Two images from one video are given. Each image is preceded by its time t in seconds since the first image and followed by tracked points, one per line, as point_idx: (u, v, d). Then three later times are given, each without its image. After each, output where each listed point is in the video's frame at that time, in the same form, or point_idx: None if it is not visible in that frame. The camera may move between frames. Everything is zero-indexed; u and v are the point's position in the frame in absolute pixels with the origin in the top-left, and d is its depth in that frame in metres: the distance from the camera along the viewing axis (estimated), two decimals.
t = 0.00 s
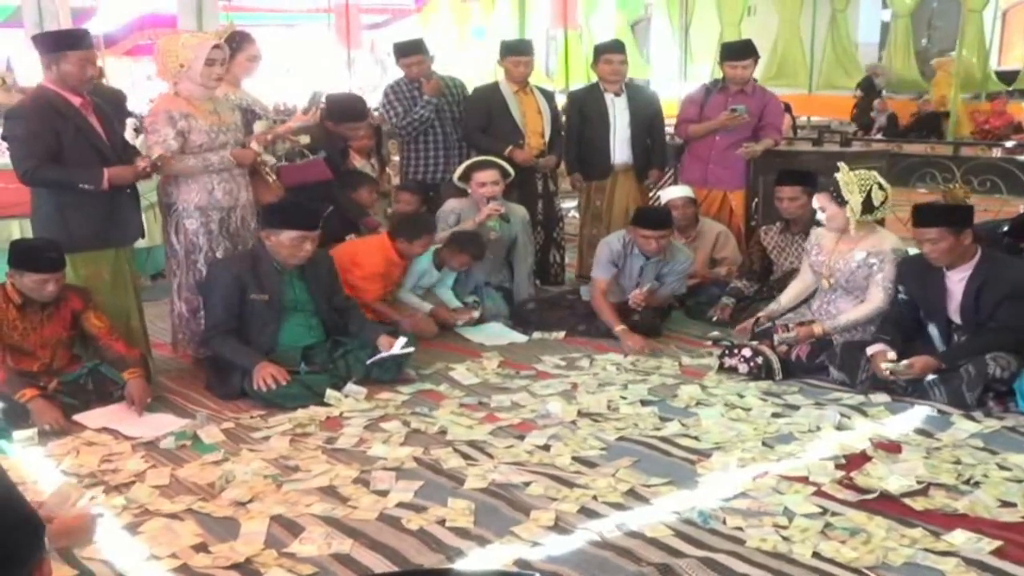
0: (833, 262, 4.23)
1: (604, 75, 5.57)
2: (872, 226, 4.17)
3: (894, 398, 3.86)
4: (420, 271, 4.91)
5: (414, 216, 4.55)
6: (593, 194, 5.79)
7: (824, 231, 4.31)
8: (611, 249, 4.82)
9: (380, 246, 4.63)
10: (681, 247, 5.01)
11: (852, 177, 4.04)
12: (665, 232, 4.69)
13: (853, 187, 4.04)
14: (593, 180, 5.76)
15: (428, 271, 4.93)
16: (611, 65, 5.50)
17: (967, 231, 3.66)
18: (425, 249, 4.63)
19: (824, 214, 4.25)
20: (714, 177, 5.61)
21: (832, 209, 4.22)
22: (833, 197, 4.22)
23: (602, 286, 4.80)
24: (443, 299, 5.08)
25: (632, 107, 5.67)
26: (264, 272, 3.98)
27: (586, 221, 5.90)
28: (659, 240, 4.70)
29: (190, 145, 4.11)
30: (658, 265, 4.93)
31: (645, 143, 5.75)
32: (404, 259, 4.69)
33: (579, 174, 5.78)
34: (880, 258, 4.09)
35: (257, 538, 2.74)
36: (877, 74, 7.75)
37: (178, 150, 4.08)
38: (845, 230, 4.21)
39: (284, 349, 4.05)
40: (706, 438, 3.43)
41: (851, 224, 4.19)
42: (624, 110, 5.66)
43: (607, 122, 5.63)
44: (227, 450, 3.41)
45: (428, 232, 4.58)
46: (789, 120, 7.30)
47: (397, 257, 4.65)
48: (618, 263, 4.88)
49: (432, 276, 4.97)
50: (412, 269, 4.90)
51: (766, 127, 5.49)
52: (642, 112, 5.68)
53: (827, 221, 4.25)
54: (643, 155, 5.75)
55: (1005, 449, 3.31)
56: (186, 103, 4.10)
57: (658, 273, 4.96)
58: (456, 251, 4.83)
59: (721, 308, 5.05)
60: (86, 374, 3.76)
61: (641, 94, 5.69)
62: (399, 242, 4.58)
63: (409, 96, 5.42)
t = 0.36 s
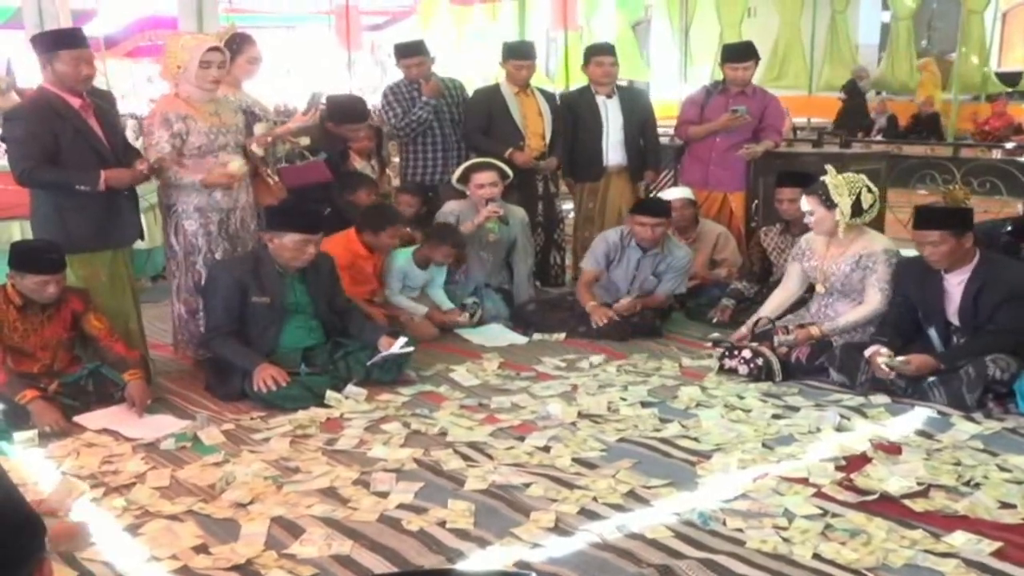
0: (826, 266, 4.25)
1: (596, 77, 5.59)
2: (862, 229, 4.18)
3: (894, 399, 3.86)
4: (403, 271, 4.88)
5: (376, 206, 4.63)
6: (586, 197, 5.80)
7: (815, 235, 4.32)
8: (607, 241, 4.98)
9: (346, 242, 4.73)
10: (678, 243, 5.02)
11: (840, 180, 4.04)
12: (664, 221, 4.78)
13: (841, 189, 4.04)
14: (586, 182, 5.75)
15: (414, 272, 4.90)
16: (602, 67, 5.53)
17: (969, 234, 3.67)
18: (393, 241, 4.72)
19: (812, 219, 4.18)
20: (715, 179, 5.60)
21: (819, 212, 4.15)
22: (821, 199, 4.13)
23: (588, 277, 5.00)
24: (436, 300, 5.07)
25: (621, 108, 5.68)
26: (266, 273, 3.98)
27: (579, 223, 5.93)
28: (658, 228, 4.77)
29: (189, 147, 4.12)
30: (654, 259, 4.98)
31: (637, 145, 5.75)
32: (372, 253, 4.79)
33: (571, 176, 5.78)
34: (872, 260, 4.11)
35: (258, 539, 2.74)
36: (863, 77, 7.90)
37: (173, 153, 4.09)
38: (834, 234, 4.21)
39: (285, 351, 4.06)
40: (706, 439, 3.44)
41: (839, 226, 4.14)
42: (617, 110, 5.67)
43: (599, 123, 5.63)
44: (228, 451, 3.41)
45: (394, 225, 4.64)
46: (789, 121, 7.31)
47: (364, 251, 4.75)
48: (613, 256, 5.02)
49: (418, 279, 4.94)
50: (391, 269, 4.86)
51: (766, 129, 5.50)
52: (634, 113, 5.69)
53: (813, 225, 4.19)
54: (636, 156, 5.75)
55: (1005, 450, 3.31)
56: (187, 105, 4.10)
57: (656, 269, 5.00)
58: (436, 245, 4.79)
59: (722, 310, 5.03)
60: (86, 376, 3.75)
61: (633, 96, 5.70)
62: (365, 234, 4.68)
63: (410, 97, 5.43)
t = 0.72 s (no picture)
0: (820, 269, 4.25)
1: (586, 79, 5.59)
2: (854, 230, 4.20)
3: (894, 400, 3.86)
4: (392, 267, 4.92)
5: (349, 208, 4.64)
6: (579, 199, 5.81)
7: (806, 237, 4.33)
8: (595, 243, 5.03)
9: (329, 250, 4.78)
10: (666, 236, 5.00)
11: (834, 182, 4.08)
12: (649, 212, 4.83)
13: (835, 192, 4.08)
14: (582, 184, 5.76)
15: (402, 267, 4.93)
16: (592, 68, 5.53)
17: (972, 236, 3.67)
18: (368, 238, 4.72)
19: (805, 220, 4.19)
20: (714, 180, 5.60)
21: (812, 213, 4.16)
22: (814, 201, 4.14)
23: (580, 278, 5.10)
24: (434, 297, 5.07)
25: (613, 109, 5.67)
26: (267, 275, 3.98)
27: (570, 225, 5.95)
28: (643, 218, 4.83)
29: (189, 149, 4.13)
30: (644, 253, 4.99)
31: (628, 146, 5.73)
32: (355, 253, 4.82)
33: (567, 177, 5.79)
34: (866, 261, 4.12)
35: (257, 540, 2.74)
36: (846, 80, 7.88)
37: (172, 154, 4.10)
38: (826, 236, 4.22)
39: (285, 352, 4.06)
40: (706, 440, 3.44)
41: (830, 228, 4.16)
42: (606, 112, 5.65)
43: (590, 126, 5.62)
44: (228, 452, 3.41)
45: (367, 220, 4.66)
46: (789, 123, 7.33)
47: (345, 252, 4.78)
48: (604, 258, 5.06)
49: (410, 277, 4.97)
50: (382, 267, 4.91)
51: (765, 130, 5.49)
52: (623, 113, 5.68)
53: (806, 227, 4.21)
54: (626, 158, 5.74)
55: (1004, 452, 3.31)
56: (188, 107, 4.11)
57: (647, 264, 5.00)
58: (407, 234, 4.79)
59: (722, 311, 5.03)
60: (86, 377, 3.76)
61: (622, 98, 5.68)
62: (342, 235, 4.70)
63: (411, 98, 5.45)
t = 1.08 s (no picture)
0: (820, 269, 4.24)
1: (577, 77, 5.56)
2: (854, 230, 4.20)
3: (893, 400, 3.86)
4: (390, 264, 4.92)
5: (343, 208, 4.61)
6: (576, 198, 5.81)
7: (806, 236, 4.32)
8: (580, 242, 5.11)
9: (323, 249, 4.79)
10: (644, 226, 5.02)
11: (841, 181, 4.10)
12: (623, 202, 4.93)
13: (843, 191, 4.08)
14: (580, 184, 5.76)
15: (402, 263, 4.93)
16: (585, 67, 5.50)
17: (975, 233, 3.69)
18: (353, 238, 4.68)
19: (808, 217, 4.18)
20: (714, 179, 5.60)
21: (817, 211, 4.16)
22: (820, 200, 4.14)
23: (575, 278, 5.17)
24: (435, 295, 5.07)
25: (608, 112, 5.66)
26: (267, 275, 3.98)
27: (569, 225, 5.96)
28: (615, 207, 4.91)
29: (192, 151, 4.13)
30: (625, 245, 5.02)
31: (625, 145, 5.73)
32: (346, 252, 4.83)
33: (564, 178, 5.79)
34: (866, 260, 4.12)
35: (257, 539, 2.74)
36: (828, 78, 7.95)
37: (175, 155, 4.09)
38: (828, 235, 4.22)
39: (285, 351, 4.05)
40: (706, 440, 3.44)
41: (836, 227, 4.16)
42: (602, 113, 5.65)
43: (589, 125, 5.62)
44: (227, 451, 3.41)
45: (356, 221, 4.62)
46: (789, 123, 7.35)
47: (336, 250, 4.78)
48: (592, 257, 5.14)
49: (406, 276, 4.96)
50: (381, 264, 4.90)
51: (765, 129, 5.49)
52: (620, 113, 5.68)
53: (809, 225, 4.20)
54: (622, 157, 5.74)
55: (1004, 451, 3.31)
56: (186, 105, 4.10)
57: (632, 256, 5.03)
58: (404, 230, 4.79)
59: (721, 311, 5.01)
60: (86, 376, 3.76)
61: (620, 98, 5.69)
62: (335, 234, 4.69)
63: (412, 97, 5.45)
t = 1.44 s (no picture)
0: (818, 267, 4.24)
1: (579, 76, 5.56)
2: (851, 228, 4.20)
3: (891, 398, 3.86)
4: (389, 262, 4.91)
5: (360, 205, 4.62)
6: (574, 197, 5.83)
7: (804, 235, 4.32)
8: (575, 241, 5.15)
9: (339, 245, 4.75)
10: (637, 222, 5.03)
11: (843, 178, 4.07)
12: (615, 198, 4.92)
13: (846, 187, 4.06)
14: (578, 183, 5.79)
15: (400, 263, 4.93)
16: (585, 67, 5.50)
17: (978, 232, 3.69)
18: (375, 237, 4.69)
19: (808, 213, 4.16)
20: (712, 178, 5.61)
21: (818, 207, 4.14)
22: (821, 196, 4.11)
23: (573, 278, 5.19)
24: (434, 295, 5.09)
25: (608, 108, 5.65)
26: (267, 275, 3.98)
27: (567, 224, 5.96)
28: (608, 204, 4.91)
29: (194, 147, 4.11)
30: (619, 241, 5.03)
31: (623, 143, 5.71)
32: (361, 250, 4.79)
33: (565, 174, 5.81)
34: (863, 258, 4.12)
35: (255, 538, 2.74)
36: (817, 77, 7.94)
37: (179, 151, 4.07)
38: (827, 233, 4.22)
39: (283, 350, 4.05)
40: (704, 439, 3.44)
41: (834, 225, 4.15)
42: (602, 112, 5.65)
43: (588, 123, 5.63)
44: (225, 450, 3.40)
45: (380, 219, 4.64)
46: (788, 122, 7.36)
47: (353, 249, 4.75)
48: (588, 256, 5.17)
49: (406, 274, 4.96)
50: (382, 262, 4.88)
51: (763, 128, 5.49)
52: (619, 112, 5.66)
53: (809, 221, 4.18)
54: (621, 156, 5.72)
55: (1002, 450, 3.31)
56: (182, 103, 4.09)
57: (627, 253, 5.03)
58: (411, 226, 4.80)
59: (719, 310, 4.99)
60: (83, 375, 3.76)
61: (619, 95, 5.67)
62: (349, 230, 4.68)
63: (412, 93, 5.45)
